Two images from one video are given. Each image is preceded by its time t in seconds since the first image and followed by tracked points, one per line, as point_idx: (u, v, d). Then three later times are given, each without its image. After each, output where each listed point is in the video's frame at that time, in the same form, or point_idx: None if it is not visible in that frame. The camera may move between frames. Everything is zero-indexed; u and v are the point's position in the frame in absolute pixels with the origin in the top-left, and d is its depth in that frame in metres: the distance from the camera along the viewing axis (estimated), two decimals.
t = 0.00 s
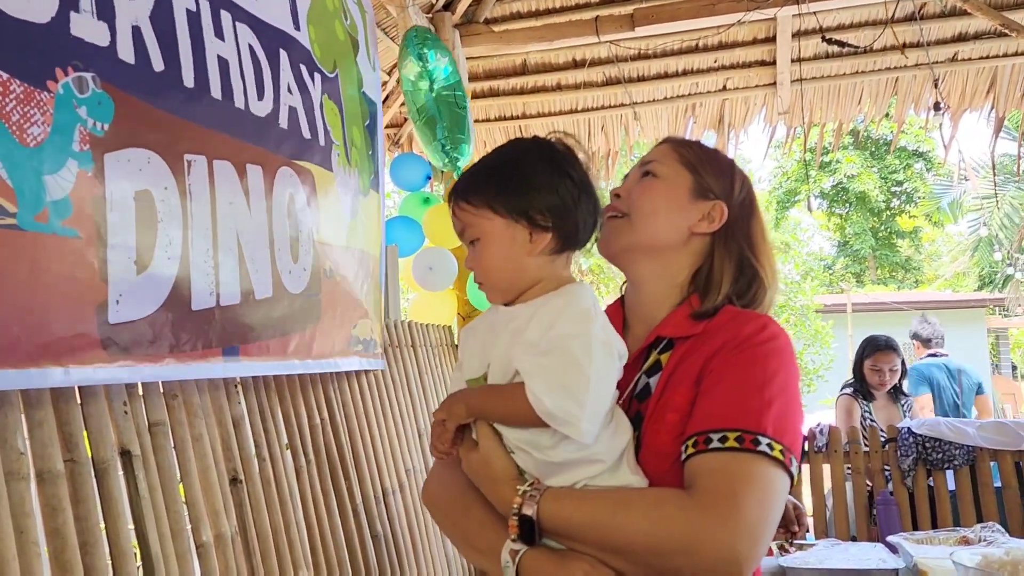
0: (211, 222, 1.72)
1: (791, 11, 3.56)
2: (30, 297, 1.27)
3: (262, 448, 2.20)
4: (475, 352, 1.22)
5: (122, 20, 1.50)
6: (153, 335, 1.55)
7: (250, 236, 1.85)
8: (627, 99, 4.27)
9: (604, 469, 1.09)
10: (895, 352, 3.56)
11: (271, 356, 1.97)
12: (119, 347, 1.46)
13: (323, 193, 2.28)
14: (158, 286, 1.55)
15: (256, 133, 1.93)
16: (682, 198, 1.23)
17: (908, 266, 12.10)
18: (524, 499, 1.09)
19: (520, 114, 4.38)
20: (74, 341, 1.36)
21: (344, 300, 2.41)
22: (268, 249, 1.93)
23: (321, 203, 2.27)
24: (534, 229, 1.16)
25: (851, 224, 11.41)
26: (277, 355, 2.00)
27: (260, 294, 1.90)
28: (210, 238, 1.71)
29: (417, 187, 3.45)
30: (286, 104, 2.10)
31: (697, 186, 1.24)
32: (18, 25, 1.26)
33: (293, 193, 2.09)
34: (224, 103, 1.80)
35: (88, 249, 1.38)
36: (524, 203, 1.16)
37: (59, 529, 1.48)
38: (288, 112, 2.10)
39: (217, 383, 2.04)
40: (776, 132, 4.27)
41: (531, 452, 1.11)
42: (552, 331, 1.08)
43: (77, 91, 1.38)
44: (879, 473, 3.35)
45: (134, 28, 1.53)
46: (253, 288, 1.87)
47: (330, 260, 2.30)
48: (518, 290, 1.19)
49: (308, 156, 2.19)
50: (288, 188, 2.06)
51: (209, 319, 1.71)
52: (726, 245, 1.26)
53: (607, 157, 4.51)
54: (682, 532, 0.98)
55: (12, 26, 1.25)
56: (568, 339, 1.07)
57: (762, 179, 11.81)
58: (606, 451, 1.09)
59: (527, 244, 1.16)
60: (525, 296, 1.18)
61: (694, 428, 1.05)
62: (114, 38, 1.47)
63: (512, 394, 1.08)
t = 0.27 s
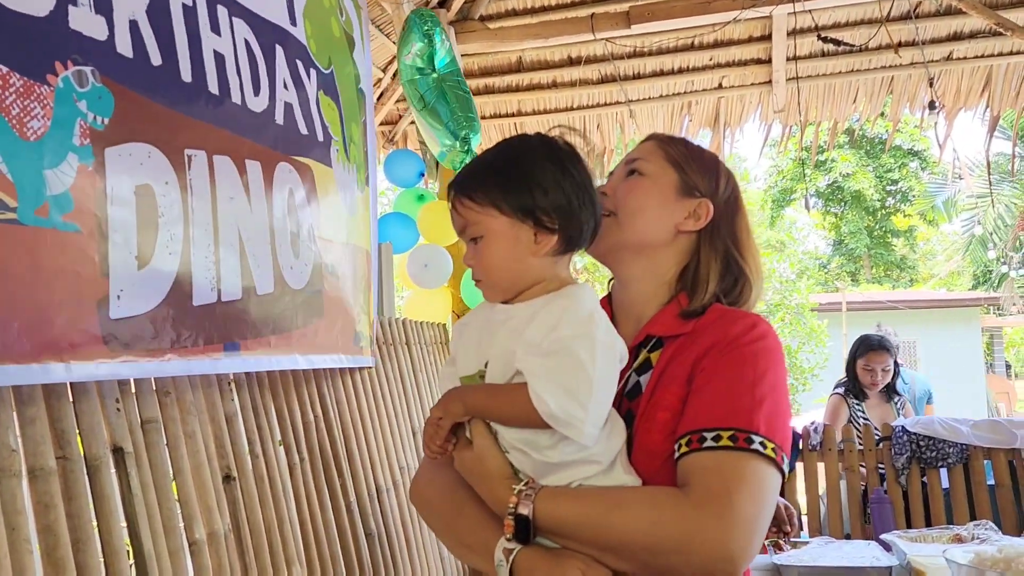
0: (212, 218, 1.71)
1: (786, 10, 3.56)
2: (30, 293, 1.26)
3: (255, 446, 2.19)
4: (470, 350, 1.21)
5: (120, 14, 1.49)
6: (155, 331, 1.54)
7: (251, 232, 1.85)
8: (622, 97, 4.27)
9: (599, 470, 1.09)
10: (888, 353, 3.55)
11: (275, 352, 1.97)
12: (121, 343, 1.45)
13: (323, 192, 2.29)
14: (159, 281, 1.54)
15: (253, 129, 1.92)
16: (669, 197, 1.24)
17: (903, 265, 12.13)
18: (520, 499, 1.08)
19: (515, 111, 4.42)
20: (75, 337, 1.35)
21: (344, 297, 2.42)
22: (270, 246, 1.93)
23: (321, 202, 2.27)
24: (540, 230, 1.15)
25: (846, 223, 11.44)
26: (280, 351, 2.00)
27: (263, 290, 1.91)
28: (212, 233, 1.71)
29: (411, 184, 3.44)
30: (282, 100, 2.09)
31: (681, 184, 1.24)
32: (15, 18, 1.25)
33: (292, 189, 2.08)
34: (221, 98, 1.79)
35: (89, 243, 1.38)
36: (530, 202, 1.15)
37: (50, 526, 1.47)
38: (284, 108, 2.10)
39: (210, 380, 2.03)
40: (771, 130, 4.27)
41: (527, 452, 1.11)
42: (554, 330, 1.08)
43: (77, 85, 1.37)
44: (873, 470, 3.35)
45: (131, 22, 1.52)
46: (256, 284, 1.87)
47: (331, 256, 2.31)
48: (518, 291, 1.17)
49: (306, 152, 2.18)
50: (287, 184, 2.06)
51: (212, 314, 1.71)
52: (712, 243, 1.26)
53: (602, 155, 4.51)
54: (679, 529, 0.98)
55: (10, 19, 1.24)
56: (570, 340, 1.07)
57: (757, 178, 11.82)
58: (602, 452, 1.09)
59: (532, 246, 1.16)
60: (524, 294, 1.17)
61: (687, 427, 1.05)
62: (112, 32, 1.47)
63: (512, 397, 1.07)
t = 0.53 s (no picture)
0: (205, 216, 1.71)
1: (781, 9, 3.56)
2: (21, 289, 1.25)
3: (248, 443, 2.19)
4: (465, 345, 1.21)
5: (113, 10, 1.48)
6: (148, 329, 1.53)
7: (245, 229, 1.85)
8: (618, 95, 4.27)
9: (593, 465, 1.09)
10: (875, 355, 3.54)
11: (269, 350, 1.97)
12: (113, 340, 1.44)
13: (317, 190, 2.29)
14: (153, 279, 1.54)
15: (247, 126, 1.91)
16: (653, 195, 1.24)
17: (899, 264, 12.16)
18: (514, 494, 1.07)
19: (511, 109, 4.42)
20: (68, 333, 1.34)
21: (338, 295, 2.42)
22: (263, 243, 1.93)
23: (315, 200, 2.27)
24: (558, 232, 1.15)
25: (842, 223, 11.46)
26: (274, 349, 2.00)
27: (258, 287, 1.90)
28: (206, 231, 1.71)
29: (407, 182, 3.43)
30: (277, 98, 2.09)
31: (665, 182, 1.25)
32: (7, 14, 1.24)
33: (286, 186, 2.08)
34: (215, 94, 1.79)
35: (81, 240, 1.37)
36: (554, 202, 1.13)
37: (41, 523, 1.47)
38: (279, 105, 2.09)
39: (202, 378, 2.03)
40: (766, 129, 4.28)
41: (521, 447, 1.10)
42: (557, 321, 1.08)
43: (69, 81, 1.37)
44: (866, 469, 3.35)
45: (125, 18, 1.51)
46: (250, 281, 1.87)
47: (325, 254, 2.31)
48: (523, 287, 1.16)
49: (300, 149, 2.18)
50: (281, 182, 2.05)
51: (205, 312, 1.70)
52: (697, 239, 1.26)
53: (598, 153, 4.51)
54: (672, 527, 0.97)
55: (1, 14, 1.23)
56: (580, 334, 1.07)
57: (753, 177, 11.84)
58: (596, 447, 1.09)
59: (551, 246, 1.15)
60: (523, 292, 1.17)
61: (679, 425, 1.05)
62: (104, 27, 1.46)
63: (530, 393, 1.05)
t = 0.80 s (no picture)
0: (197, 213, 1.71)
1: (778, 7, 3.56)
2: (11, 286, 1.25)
3: (243, 440, 2.19)
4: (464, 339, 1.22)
5: (104, 7, 1.48)
6: (139, 326, 1.53)
7: (236, 226, 1.85)
8: (615, 93, 4.27)
9: (587, 459, 1.09)
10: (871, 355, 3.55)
11: (260, 347, 1.97)
12: (104, 337, 1.44)
13: (311, 187, 2.29)
14: (144, 276, 1.54)
15: (239, 123, 1.91)
16: (642, 193, 1.24)
17: (896, 263, 12.18)
18: (509, 487, 1.07)
19: (508, 106, 4.41)
20: (59, 330, 1.34)
21: (332, 292, 2.42)
22: (255, 240, 1.93)
23: (308, 197, 2.27)
24: (561, 229, 1.17)
25: (839, 221, 11.47)
26: (264, 346, 2.00)
27: (248, 284, 1.90)
28: (197, 228, 1.71)
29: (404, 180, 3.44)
30: (269, 95, 2.09)
31: (654, 181, 1.24)
32: None
33: (278, 183, 2.08)
34: (207, 92, 1.79)
35: (72, 237, 1.37)
36: (557, 199, 1.15)
37: (36, 519, 1.47)
38: (271, 103, 2.09)
39: (198, 375, 2.03)
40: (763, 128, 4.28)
41: (518, 439, 1.10)
42: (571, 312, 1.10)
43: (60, 77, 1.37)
44: (862, 467, 3.36)
45: (116, 15, 1.51)
46: (241, 278, 1.87)
47: (317, 251, 2.30)
48: (524, 284, 1.18)
49: (292, 146, 2.18)
50: (273, 179, 2.06)
51: (196, 309, 1.70)
52: (686, 237, 1.26)
53: (595, 151, 4.51)
54: (667, 522, 0.97)
55: None
56: (593, 324, 1.09)
57: (751, 175, 11.86)
58: (590, 442, 1.09)
59: (552, 243, 1.17)
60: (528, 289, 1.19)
61: (674, 421, 1.05)
62: (96, 24, 1.46)
63: (548, 374, 1.06)
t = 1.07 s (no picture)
0: (190, 211, 1.71)
1: (776, 5, 3.56)
2: (5, 284, 1.26)
3: (241, 438, 2.19)
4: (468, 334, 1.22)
5: (99, 5, 1.48)
6: (131, 324, 1.53)
7: (229, 224, 1.85)
8: (614, 91, 4.26)
9: (586, 452, 1.09)
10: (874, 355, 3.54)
11: (252, 345, 1.98)
12: (96, 335, 1.45)
13: (305, 185, 2.29)
14: (139, 274, 1.54)
15: (233, 122, 1.91)
16: (636, 193, 1.24)
17: (895, 261, 12.19)
18: (508, 480, 1.07)
19: (506, 104, 4.40)
20: (52, 328, 1.34)
21: (326, 289, 2.42)
22: (249, 238, 1.93)
23: (303, 195, 2.27)
24: (579, 234, 1.17)
25: (838, 219, 11.47)
26: (256, 344, 2.00)
27: (239, 282, 1.90)
28: (191, 226, 1.71)
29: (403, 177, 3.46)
30: (262, 94, 2.09)
31: (648, 181, 1.25)
32: None
33: (272, 181, 2.08)
34: (200, 90, 1.79)
35: (65, 235, 1.37)
36: (578, 204, 1.15)
37: (34, 516, 1.47)
38: (264, 101, 2.09)
39: (196, 372, 2.03)
40: (762, 126, 4.28)
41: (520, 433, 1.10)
42: (591, 307, 1.12)
43: (55, 76, 1.37)
44: (859, 465, 3.36)
45: (110, 14, 1.51)
46: (234, 276, 1.87)
47: (310, 249, 2.29)
48: (541, 282, 1.18)
49: (287, 145, 2.18)
50: (267, 177, 2.06)
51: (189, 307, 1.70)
52: (681, 242, 1.26)
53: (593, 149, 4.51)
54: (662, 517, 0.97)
55: None
56: (614, 319, 1.11)
57: (749, 173, 11.86)
58: (588, 436, 1.10)
59: (570, 248, 1.17)
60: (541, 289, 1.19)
61: (670, 418, 1.05)
62: (91, 22, 1.46)
63: (576, 364, 1.07)
